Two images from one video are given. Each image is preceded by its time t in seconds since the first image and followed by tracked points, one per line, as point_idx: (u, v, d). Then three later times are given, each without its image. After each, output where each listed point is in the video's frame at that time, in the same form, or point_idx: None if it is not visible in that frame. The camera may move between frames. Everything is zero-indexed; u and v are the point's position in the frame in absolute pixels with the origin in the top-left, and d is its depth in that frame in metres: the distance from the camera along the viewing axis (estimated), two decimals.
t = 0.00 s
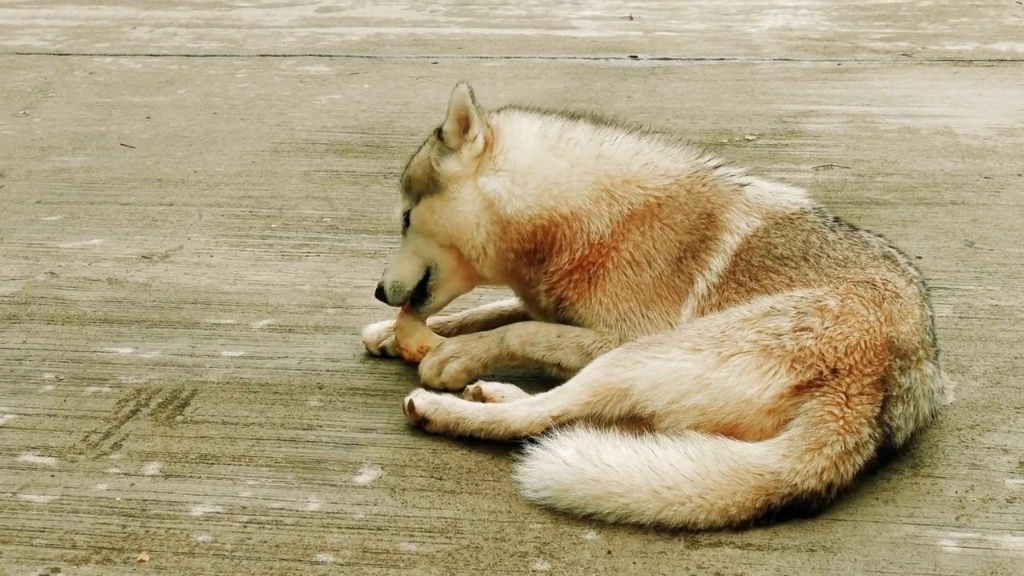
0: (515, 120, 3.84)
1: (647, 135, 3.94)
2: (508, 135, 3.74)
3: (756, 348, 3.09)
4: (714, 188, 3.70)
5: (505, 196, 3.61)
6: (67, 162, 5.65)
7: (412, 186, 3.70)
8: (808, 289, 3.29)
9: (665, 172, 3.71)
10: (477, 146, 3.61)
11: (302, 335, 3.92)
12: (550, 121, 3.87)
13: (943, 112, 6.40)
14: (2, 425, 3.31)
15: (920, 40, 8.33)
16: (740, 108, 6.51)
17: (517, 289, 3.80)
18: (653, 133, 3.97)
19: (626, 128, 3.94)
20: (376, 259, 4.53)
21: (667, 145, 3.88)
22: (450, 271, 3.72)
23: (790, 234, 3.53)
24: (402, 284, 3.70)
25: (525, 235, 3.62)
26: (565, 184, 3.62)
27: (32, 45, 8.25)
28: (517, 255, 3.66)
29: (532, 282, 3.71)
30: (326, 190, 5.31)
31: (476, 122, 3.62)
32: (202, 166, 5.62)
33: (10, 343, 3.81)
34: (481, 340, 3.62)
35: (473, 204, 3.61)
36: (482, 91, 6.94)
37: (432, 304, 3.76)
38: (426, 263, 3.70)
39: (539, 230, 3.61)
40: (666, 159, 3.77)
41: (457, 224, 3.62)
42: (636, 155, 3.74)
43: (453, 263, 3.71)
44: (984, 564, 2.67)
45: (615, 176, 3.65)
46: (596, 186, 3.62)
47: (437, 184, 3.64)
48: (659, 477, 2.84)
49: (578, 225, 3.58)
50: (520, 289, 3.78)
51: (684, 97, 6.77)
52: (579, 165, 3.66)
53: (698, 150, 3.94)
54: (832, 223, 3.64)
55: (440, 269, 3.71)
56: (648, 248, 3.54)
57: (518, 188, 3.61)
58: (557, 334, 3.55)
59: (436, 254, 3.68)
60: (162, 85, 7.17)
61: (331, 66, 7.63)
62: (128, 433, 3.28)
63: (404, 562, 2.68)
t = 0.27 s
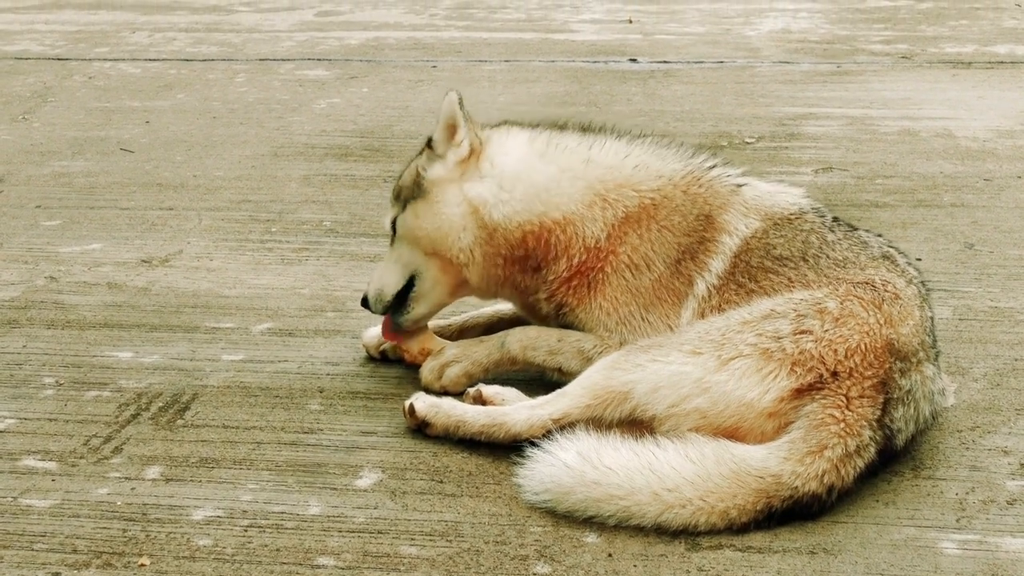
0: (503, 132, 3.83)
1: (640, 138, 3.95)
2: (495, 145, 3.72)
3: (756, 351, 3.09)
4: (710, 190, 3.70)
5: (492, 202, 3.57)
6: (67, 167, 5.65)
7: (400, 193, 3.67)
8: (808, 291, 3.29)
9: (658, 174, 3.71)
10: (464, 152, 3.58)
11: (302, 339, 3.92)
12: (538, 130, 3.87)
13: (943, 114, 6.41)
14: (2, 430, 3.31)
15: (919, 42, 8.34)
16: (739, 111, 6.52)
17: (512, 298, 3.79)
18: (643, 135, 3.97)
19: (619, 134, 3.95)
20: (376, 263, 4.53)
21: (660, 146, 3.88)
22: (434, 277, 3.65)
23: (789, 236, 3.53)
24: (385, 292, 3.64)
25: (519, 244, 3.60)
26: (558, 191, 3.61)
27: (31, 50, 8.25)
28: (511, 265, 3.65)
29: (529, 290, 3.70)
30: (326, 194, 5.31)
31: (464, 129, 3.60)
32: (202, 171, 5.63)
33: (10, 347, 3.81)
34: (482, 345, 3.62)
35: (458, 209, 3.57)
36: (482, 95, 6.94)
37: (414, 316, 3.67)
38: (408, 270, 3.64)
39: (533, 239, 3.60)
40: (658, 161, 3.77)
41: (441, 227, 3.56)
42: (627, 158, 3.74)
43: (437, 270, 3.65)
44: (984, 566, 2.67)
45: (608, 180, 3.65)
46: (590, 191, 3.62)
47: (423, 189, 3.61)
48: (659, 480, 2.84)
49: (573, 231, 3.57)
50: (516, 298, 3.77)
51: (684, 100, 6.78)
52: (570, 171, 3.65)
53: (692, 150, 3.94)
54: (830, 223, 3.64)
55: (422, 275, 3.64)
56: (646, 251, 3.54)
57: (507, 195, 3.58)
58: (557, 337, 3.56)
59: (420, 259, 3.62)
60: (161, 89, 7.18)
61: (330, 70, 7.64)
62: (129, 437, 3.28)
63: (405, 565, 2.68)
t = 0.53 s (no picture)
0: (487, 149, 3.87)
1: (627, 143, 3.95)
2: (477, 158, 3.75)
3: (755, 355, 3.09)
4: (700, 190, 3.69)
5: (470, 210, 3.58)
6: (67, 168, 5.65)
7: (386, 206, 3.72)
8: (806, 294, 3.29)
9: (642, 175, 3.71)
10: (447, 163, 3.65)
11: (302, 341, 3.92)
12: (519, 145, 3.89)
13: (944, 117, 6.41)
14: (3, 431, 3.31)
15: (920, 45, 8.35)
16: (740, 114, 6.52)
17: (506, 310, 3.80)
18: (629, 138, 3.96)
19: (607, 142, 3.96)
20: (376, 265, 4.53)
21: (647, 147, 3.87)
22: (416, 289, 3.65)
23: (785, 238, 3.52)
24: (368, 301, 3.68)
25: (503, 252, 3.62)
26: (540, 196, 3.62)
27: (32, 51, 8.26)
28: (498, 275, 3.67)
29: (522, 299, 3.72)
30: (327, 196, 5.31)
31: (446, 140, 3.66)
32: (203, 172, 5.63)
33: (11, 348, 3.81)
34: (483, 348, 3.63)
35: (436, 218, 3.58)
36: (482, 97, 6.94)
37: (395, 326, 3.67)
38: (386, 279, 3.67)
39: (518, 247, 3.61)
40: (642, 161, 3.77)
41: (420, 237, 3.58)
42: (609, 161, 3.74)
43: (416, 278, 3.65)
44: (984, 569, 2.67)
45: (591, 183, 3.66)
46: (573, 195, 3.64)
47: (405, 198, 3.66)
48: (660, 483, 2.84)
49: (557, 236, 3.59)
50: (510, 309, 3.78)
51: (684, 103, 6.78)
52: (552, 176, 3.67)
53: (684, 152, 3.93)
54: (827, 224, 3.64)
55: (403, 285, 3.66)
56: (635, 253, 3.54)
57: (485, 202, 3.59)
58: (557, 341, 3.57)
59: (399, 269, 3.65)
60: (162, 90, 7.18)
61: (331, 72, 7.64)
62: (129, 438, 3.28)
63: (405, 567, 2.69)
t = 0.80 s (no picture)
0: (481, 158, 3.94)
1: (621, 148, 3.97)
2: (472, 165, 3.84)
3: (756, 356, 3.09)
4: (693, 191, 3.70)
5: (462, 211, 3.65)
6: (68, 171, 5.65)
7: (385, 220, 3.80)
8: (805, 296, 3.30)
9: (633, 176, 3.74)
10: (441, 169, 3.75)
11: (303, 344, 3.92)
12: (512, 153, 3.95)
13: (944, 118, 6.41)
14: (4, 434, 3.31)
15: (920, 47, 8.35)
16: (741, 116, 6.53)
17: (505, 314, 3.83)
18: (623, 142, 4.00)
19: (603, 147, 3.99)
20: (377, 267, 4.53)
21: (642, 151, 3.89)
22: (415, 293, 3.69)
23: (784, 240, 3.52)
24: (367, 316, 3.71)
25: (496, 254, 3.66)
26: (530, 198, 3.67)
27: (32, 53, 8.26)
28: (492, 279, 3.71)
29: (519, 303, 3.75)
30: (328, 198, 5.31)
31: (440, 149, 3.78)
32: (204, 175, 5.63)
33: (12, 351, 3.81)
34: (483, 350, 3.63)
35: (430, 221, 3.65)
36: (483, 99, 6.95)
37: (402, 334, 3.69)
38: (387, 291, 3.71)
39: (510, 249, 3.66)
40: (632, 163, 3.80)
41: (414, 238, 3.63)
42: (600, 163, 3.78)
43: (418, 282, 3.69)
44: (985, 571, 2.67)
45: (580, 184, 3.70)
46: (562, 196, 3.68)
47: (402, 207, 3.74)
48: (661, 484, 2.84)
49: (548, 237, 3.64)
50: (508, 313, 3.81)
51: (685, 104, 6.78)
52: (541, 178, 3.72)
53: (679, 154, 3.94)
54: (825, 225, 3.64)
55: (404, 292, 3.69)
56: (627, 253, 3.56)
57: (476, 203, 3.66)
58: (557, 343, 3.58)
59: (399, 276, 3.69)
60: (163, 93, 7.18)
61: (331, 74, 7.64)
62: (130, 441, 3.28)
63: (406, 569, 2.69)
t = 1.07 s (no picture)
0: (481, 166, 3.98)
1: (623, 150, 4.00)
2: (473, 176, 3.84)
3: (760, 356, 3.09)
4: (696, 190, 3.72)
5: (462, 220, 3.66)
6: (69, 174, 5.66)
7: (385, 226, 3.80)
8: (809, 295, 3.30)
9: (634, 175, 3.77)
10: (446, 181, 3.75)
11: (304, 346, 3.92)
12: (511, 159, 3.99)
13: (944, 118, 6.42)
14: (6, 437, 3.31)
15: (919, 47, 8.35)
16: (741, 116, 6.53)
17: (509, 321, 3.83)
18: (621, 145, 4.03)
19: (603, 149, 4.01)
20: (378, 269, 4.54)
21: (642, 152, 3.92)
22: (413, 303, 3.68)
23: (787, 240, 3.52)
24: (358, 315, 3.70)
25: (498, 260, 3.68)
26: (531, 202, 3.70)
27: (32, 57, 8.27)
28: (494, 284, 3.72)
29: (523, 307, 3.76)
30: (328, 200, 5.31)
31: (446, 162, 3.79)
32: (204, 177, 5.63)
33: (13, 354, 3.82)
34: (484, 351, 3.63)
35: (430, 229, 3.65)
36: (483, 100, 6.95)
37: (403, 343, 3.67)
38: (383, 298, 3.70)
39: (513, 252, 3.67)
40: (633, 163, 3.82)
41: (412, 245, 3.63)
42: (599, 164, 3.81)
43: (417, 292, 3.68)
44: (987, 570, 2.67)
45: (581, 185, 3.73)
46: (563, 198, 3.70)
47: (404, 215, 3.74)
48: (664, 485, 2.84)
49: (550, 239, 3.65)
50: (512, 319, 3.81)
51: (685, 105, 6.79)
52: (542, 182, 3.75)
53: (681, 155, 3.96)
54: (827, 225, 3.65)
55: (402, 301, 3.69)
56: (631, 251, 3.57)
57: (476, 212, 3.67)
58: (558, 344, 3.58)
59: (396, 284, 3.68)
60: (163, 96, 7.19)
61: (332, 77, 7.65)
62: (132, 443, 3.28)
63: (408, 571, 2.69)
